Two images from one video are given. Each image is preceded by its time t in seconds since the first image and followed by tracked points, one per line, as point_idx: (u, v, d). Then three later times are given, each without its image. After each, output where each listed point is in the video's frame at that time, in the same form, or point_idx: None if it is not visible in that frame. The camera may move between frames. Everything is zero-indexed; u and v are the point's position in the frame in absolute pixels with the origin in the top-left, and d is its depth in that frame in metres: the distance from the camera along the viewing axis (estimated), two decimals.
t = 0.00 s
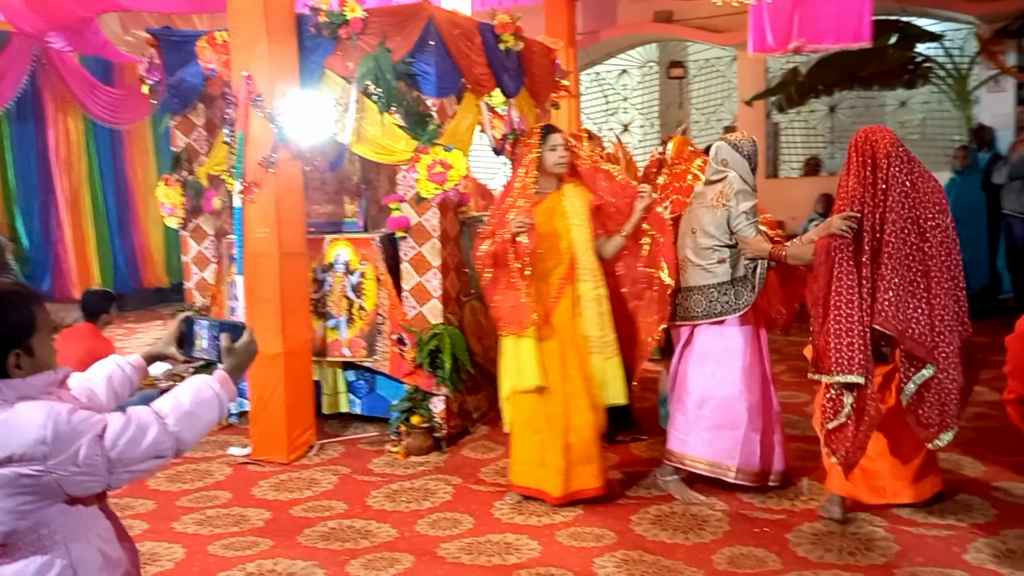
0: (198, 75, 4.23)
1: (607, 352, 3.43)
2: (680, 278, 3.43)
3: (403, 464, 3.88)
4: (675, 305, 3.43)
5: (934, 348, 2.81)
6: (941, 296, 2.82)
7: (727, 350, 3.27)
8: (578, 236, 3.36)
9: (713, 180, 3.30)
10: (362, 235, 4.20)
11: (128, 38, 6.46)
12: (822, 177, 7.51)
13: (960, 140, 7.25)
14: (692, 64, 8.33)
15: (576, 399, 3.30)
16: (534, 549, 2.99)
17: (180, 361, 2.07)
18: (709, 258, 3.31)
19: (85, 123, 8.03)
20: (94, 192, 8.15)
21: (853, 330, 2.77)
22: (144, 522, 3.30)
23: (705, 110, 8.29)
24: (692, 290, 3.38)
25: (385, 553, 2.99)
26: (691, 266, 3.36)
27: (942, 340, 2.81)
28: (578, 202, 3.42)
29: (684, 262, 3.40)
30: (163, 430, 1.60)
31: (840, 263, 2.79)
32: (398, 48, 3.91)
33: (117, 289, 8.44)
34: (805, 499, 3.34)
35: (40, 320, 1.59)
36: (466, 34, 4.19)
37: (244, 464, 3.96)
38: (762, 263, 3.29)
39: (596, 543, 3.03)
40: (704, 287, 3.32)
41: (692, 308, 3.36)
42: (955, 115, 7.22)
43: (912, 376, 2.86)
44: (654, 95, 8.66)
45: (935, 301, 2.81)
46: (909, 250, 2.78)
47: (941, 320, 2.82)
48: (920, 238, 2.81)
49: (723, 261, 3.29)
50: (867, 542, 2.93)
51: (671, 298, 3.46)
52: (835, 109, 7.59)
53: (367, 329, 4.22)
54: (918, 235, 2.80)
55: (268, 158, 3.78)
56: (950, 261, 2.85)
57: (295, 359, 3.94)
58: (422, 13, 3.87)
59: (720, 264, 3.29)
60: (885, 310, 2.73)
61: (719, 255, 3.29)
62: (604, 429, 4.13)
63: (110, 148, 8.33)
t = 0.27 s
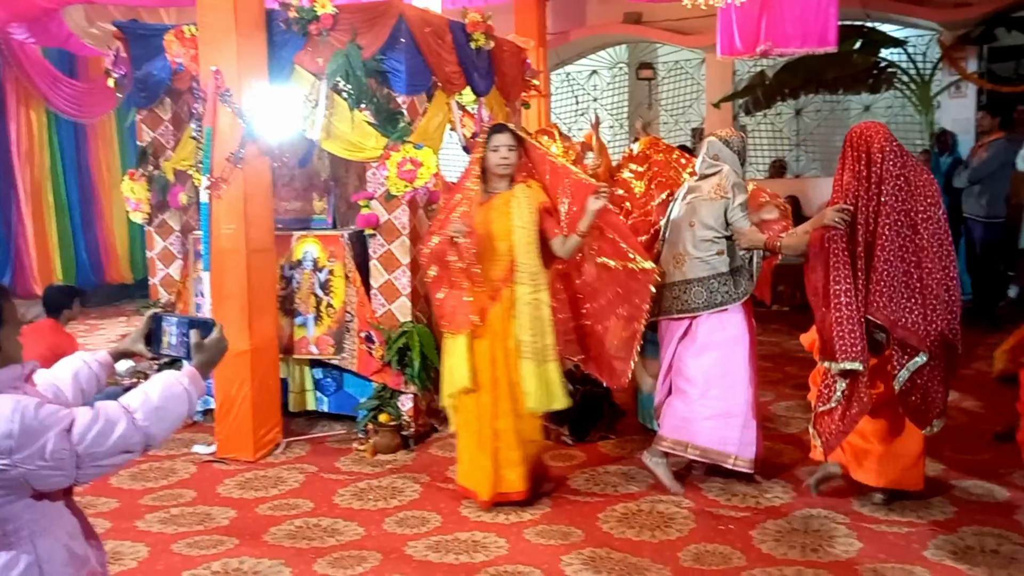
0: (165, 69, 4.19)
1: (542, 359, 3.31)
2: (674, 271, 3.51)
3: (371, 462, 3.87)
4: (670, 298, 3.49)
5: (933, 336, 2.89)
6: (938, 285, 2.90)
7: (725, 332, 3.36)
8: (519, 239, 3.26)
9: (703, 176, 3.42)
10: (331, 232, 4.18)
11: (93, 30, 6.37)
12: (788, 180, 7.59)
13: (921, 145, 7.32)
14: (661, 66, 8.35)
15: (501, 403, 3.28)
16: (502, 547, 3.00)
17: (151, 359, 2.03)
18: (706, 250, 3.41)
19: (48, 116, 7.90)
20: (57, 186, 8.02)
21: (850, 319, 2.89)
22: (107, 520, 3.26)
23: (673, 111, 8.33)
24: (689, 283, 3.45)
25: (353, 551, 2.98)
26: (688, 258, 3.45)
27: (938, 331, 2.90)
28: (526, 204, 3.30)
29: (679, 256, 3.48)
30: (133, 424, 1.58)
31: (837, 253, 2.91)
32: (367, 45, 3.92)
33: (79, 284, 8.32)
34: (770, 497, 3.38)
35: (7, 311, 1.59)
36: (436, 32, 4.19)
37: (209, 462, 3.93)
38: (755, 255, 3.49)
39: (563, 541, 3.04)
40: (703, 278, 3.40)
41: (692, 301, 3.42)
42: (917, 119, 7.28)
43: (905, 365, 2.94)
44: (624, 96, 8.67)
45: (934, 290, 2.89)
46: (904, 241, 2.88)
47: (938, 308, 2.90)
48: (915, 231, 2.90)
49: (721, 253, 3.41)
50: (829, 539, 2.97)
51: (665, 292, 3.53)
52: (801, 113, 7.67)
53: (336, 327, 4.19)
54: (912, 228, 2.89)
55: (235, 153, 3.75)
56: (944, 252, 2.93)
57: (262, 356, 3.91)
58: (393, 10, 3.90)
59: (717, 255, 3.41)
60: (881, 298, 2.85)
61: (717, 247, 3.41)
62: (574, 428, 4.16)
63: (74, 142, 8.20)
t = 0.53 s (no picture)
0: (127, 54, 4.12)
1: (465, 359, 3.10)
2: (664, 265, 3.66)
3: (333, 455, 3.85)
4: (661, 291, 3.65)
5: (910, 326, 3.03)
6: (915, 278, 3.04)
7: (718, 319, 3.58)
8: (448, 232, 3.08)
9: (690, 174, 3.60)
10: (295, 222, 4.13)
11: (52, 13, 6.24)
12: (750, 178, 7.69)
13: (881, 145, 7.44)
14: (627, 62, 8.39)
15: (422, 401, 3.15)
16: (464, 539, 3.00)
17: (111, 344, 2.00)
18: (696, 244, 3.56)
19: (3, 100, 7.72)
20: (13, 172, 7.85)
21: (832, 309, 3.04)
22: (62, 512, 3.21)
23: (640, 107, 8.38)
24: (679, 276, 3.61)
25: (314, 543, 2.96)
26: (679, 252, 3.59)
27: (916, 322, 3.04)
28: (462, 196, 3.13)
29: (669, 250, 3.63)
30: (91, 411, 1.56)
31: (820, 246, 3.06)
32: (333, 33, 3.89)
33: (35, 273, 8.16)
34: (730, 490, 3.42)
35: None
36: (403, 22, 4.21)
37: (168, 453, 3.87)
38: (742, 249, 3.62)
39: (525, 533, 3.05)
40: (694, 271, 3.56)
41: (681, 294, 3.60)
42: (877, 119, 7.39)
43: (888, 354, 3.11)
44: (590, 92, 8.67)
45: (911, 283, 3.03)
46: (883, 236, 3.02)
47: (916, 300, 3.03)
48: (895, 227, 3.03)
49: (710, 246, 3.56)
50: (787, 532, 3.02)
51: (657, 285, 3.68)
52: (765, 111, 7.76)
53: (298, 318, 4.16)
54: (891, 226, 3.03)
55: (197, 141, 3.68)
56: (922, 248, 3.06)
57: (223, 347, 3.86)
58: None
59: (706, 248, 3.56)
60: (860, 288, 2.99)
61: (706, 241, 3.56)
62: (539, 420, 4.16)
63: (30, 127, 8.02)
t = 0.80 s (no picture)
0: (114, 48, 4.09)
1: (429, 357, 2.98)
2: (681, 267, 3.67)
3: (317, 451, 3.84)
4: (678, 293, 3.65)
5: (903, 322, 3.10)
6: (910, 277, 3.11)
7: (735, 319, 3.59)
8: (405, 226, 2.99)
9: (705, 177, 3.63)
10: (282, 218, 4.15)
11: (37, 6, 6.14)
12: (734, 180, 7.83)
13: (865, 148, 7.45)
14: (614, 62, 8.42)
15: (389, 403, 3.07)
16: (449, 536, 3.00)
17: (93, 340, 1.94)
18: (716, 245, 3.60)
19: None
20: None
21: (830, 302, 3.09)
22: (44, 507, 3.19)
23: (626, 106, 8.40)
24: (699, 277, 3.61)
25: (298, 539, 2.96)
26: (700, 254, 3.61)
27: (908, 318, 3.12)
28: (423, 192, 3.04)
29: (688, 252, 3.64)
30: (73, 404, 1.55)
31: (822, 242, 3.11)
32: (323, 29, 3.91)
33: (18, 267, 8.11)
34: (714, 488, 3.44)
35: None
36: (393, 19, 4.26)
37: (151, 449, 3.85)
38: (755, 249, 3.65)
39: (510, 530, 3.05)
40: (715, 272, 3.58)
41: (704, 295, 3.58)
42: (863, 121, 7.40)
43: (871, 346, 3.14)
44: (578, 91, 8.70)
45: (906, 282, 3.11)
46: (881, 234, 3.08)
47: (910, 298, 3.11)
48: (892, 226, 3.10)
49: (729, 247, 3.61)
50: (771, 530, 3.04)
51: (673, 287, 3.68)
52: (751, 112, 7.78)
53: (284, 314, 4.15)
54: (888, 224, 3.10)
55: (184, 136, 3.66)
56: (915, 247, 3.15)
57: (208, 342, 3.85)
58: None
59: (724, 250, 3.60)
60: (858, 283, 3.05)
61: (725, 242, 3.60)
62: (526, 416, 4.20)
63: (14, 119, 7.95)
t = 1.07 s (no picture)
0: (112, 47, 4.11)
1: (405, 361, 3.00)
2: (706, 266, 3.67)
3: (313, 450, 3.86)
4: (703, 293, 3.65)
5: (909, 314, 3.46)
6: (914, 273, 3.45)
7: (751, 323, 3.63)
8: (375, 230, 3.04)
9: (729, 177, 3.65)
10: (278, 217, 4.16)
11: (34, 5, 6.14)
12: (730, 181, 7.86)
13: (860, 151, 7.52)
14: (610, 63, 8.46)
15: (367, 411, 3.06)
16: (444, 536, 3.02)
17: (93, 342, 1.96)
18: (742, 245, 3.62)
19: None
20: None
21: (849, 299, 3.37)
22: (40, 504, 3.20)
23: (622, 108, 8.43)
24: (727, 277, 3.61)
25: (294, 538, 2.98)
26: (727, 253, 3.61)
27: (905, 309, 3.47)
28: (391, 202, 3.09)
29: (714, 252, 3.64)
30: (72, 405, 1.57)
31: (843, 245, 3.34)
32: (321, 30, 3.89)
33: (14, 264, 8.11)
34: (708, 490, 3.47)
35: None
36: (390, 20, 4.24)
37: (147, 446, 3.87)
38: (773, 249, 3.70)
39: (505, 531, 3.08)
40: (743, 271, 3.60)
41: (731, 294, 3.60)
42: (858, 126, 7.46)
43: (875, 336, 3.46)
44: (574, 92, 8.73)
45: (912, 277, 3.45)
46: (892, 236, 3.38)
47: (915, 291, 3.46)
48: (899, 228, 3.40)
49: (752, 246, 3.63)
50: (764, 532, 3.06)
51: (698, 286, 3.67)
52: (746, 114, 7.82)
53: (280, 313, 4.17)
54: (894, 225, 3.41)
55: (182, 135, 3.68)
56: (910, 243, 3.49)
57: (204, 340, 3.87)
58: None
59: (748, 249, 3.63)
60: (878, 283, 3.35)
61: (749, 241, 3.63)
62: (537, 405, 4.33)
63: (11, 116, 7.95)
